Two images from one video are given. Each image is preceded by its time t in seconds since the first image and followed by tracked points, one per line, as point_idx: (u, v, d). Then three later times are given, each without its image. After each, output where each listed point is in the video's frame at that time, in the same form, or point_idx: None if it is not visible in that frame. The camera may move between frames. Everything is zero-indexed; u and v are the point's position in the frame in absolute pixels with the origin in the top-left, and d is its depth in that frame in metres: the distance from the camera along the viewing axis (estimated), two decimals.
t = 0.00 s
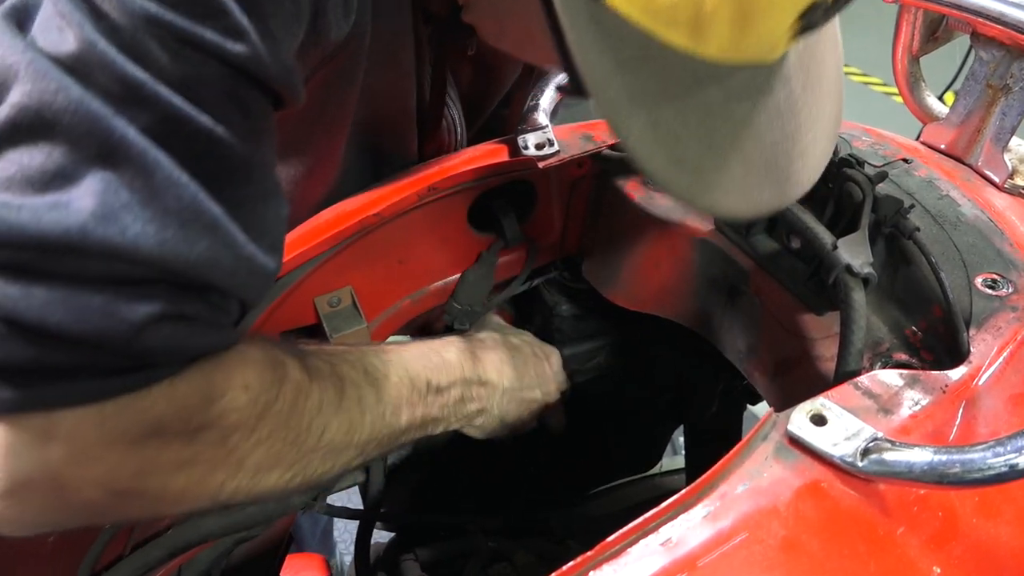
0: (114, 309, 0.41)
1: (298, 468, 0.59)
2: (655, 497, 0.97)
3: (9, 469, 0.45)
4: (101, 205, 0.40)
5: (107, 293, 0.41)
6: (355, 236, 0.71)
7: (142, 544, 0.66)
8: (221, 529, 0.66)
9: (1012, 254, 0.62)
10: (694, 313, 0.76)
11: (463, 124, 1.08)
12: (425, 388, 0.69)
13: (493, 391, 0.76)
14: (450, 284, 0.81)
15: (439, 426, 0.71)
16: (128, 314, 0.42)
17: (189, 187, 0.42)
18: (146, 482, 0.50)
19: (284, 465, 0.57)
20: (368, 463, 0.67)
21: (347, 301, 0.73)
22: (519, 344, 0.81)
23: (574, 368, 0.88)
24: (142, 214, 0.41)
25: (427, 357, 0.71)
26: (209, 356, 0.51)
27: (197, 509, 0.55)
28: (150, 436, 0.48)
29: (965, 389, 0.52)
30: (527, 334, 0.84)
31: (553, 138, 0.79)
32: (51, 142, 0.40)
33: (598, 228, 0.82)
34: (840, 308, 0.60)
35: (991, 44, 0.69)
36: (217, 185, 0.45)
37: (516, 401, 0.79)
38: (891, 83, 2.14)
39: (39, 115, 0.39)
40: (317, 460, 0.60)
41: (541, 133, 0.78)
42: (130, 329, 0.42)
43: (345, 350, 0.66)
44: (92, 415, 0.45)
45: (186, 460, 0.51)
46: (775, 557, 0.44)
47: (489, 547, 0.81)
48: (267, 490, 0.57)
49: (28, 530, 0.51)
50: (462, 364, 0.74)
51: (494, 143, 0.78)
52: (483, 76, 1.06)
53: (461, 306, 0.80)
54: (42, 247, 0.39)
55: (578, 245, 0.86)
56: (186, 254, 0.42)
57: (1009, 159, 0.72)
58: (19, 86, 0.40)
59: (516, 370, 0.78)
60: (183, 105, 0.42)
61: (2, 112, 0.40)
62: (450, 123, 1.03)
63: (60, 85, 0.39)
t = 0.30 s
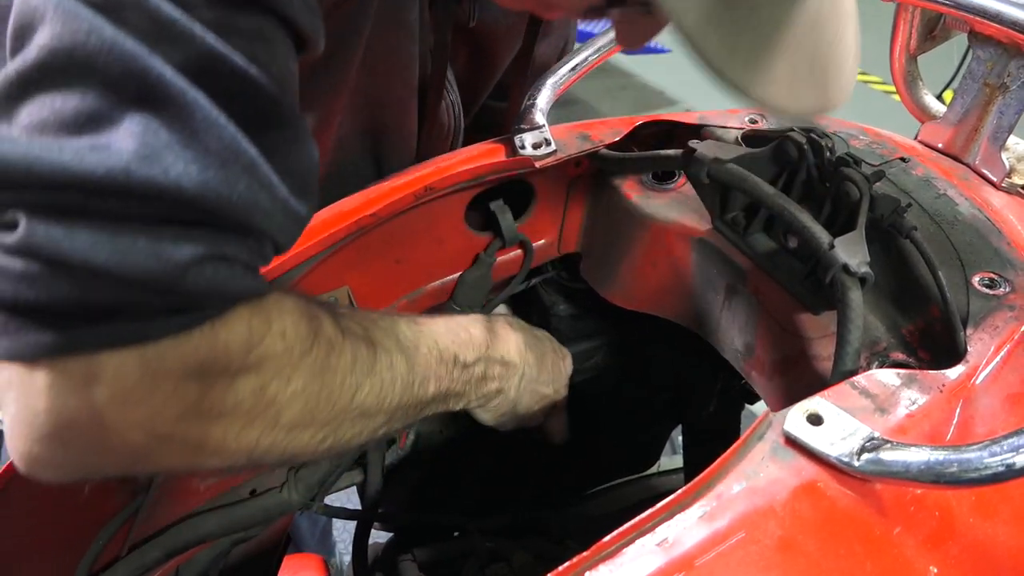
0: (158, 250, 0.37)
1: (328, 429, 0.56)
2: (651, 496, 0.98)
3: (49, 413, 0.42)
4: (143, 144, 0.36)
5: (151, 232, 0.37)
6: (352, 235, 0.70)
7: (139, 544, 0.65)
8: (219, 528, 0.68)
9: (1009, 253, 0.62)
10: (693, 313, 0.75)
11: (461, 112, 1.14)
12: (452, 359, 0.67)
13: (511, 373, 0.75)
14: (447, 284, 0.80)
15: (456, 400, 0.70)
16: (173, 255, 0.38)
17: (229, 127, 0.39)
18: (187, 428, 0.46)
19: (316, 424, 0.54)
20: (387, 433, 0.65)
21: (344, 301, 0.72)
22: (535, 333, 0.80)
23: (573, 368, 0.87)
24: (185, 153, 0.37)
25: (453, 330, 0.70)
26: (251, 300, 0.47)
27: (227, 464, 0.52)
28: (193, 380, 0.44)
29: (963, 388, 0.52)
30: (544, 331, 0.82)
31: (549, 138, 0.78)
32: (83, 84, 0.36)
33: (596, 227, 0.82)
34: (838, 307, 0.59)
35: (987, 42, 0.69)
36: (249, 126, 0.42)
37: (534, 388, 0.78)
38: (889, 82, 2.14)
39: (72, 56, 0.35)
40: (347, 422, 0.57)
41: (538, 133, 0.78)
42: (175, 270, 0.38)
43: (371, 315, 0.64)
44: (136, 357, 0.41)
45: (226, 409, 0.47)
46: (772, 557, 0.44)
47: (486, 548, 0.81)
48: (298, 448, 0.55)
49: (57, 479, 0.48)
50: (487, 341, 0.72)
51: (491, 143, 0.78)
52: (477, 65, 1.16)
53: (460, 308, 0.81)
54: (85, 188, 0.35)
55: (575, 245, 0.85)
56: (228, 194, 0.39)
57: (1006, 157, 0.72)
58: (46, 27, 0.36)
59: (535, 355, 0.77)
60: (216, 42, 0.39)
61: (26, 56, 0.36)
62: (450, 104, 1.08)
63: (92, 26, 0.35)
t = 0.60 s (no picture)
0: (146, 202, 0.39)
1: (309, 409, 0.56)
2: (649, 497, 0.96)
3: (34, 362, 0.42)
4: (135, 97, 0.38)
5: (139, 184, 0.39)
6: (350, 236, 0.70)
7: (138, 546, 0.65)
8: (217, 528, 0.68)
9: (1009, 252, 0.62)
10: (692, 313, 0.75)
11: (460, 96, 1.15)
12: (444, 358, 0.67)
13: (501, 377, 0.75)
14: (446, 283, 0.80)
15: (442, 397, 0.70)
16: (160, 207, 0.40)
17: (221, 84, 0.40)
18: (171, 388, 0.47)
19: (298, 402, 0.55)
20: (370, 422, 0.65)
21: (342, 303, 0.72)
22: (534, 339, 0.79)
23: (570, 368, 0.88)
24: (176, 108, 0.39)
25: (450, 326, 0.70)
26: (238, 266, 0.48)
27: (207, 433, 0.52)
28: (180, 339, 0.45)
29: (963, 389, 0.52)
30: (541, 337, 0.82)
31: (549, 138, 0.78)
32: (80, 35, 0.38)
33: (594, 225, 0.82)
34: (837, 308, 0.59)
35: (988, 42, 0.69)
36: (249, 88, 0.44)
37: (521, 393, 0.78)
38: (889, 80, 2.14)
39: (67, 8, 0.38)
40: (329, 405, 0.58)
41: (536, 133, 0.77)
42: (162, 222, 0.40)
43: (370, 302, 0.64)
44: (123, 309, 0.42)
45: (211, 372, 0.48)
46: (770, 559, 0.44)
47: (484, 548, 0.81)
48: (279, 425, 0.55)
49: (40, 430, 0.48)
50: (482, 341, 0.72)
51: (490, 142, 0.78)
52: (475, 50, 1.13)
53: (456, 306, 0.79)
54: (76, 138, 0.37)
55: (575, 245, 0.85)
56: (218, 150, 0.40)
57: (1007, 157, 0.72)
58: None
59: (529, 364, 0.77)
60: None
61: (24, 6, 0.38)
62: (449, 92, 1.06)
63: None
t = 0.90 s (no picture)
0: (122, 215, 0.39)
1: (293, 414, 0.57)
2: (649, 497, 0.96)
3: (10, 374, 0.42)
4: (111, 110, 0.38)
5: (115, 196, 0.39)
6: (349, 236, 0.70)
7: (135, 547, 0.65)
8: (215, 530, 0.67)
9: (1009, 253, 0.62)
10: (691, 313, 0.75)
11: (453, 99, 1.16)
12: (433, 360, 0.67)
13: (492, 377, 0.75)
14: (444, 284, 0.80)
15: (431, 398, 0.71)
16: (136, 219, 0.40)
17: (199, 96, 0.40)
18: (150, 398, 0.48)
19: (281, 408, 0.56)
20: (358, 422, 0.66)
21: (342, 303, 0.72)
22: (528, 338, 0.79)
23: (570, 369, 0.89)
24: (152, 122, 0.39)
25: (440, 328, 0.69)
26: (218, 276, 0.48)
27: (191, 437, 0.53)
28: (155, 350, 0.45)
29: (963, 390, 0.51)
30: (534, 333, 0.81)
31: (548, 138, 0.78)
32: (55, 47, 0.38)
33: (594, 226, 0.81)
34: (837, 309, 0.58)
35: (988, 42, 0.69)
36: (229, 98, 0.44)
37: (512, 391, 0.78)
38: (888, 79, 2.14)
39: (44, 19, 0.37)
40: (314, 410, 0.58)
41: (535, 133, 0.77)
42: (138, 235, 0.40)
43: (357, 306, 0.64)
44: (99, 322, 0.42)
45: (189, 382, 0.49)
46: (770, 561, 0.44)
47: (484, 548, 0.81)
48: (262, 429, 0.56)
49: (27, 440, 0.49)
50: (472, 342, 0.72)
51: (490, 142, 0.78)
52: (468, 53, 1.13)
53: (450, 303, 0.79)
54: (51, 151, 0.36)
55: (575, 245, 0.84)
56: (194, 163, 0.40)
57: (1007, 156, 0.72)
58: None
59: (521, 363, 0.77)
60: (192, 10, 0.41)
61: None
62: (440, 96, 1.05)
63: None
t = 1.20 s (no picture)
0: (112, 244, 0.39)
1: (290, 422, 0.57)
2: (648, 497, 0.96)
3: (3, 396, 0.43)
4: (101, 139, 0.37)
5: (105, 223, 0.39)
6: (347, 236, 0.70)
7: (134, 548, 0.65)
8: (215, 530, 0.68)
9: (1009, 252, 0.62)
10: (691, 313, 0.74)
11: (452, 102, 1.15)
12: (427, 362, 0.67)
13: (487, 373, 0.75)
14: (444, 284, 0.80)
15: (428, 397, 0.71)
16: (126, 247, 0.39)
17: (190, 124, 0.40)
18: (144, 417, 0.48)
19: (277, 418, 0.56)
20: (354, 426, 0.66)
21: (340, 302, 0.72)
22: (524, 335, 0.79)
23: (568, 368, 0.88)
24: (144, 151, 0.38)
25: (434, 328, 0.69)
26: (207, 294, 0.48)
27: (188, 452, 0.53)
28: (148, 372, 0.45)
29: (962, 390, 0.51)
30: (529, 329, 0.82)
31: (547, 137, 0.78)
32: (45, 73, 0.36)
33: (593, 226, 0.81)
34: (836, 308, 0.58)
35: (988, 41, 0.69)
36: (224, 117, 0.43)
37: (510, 386, 0.78)
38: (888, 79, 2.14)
39: (33, 46, 0.36)
40: (310, 419, 0.58)
41: (535, 132, 0.77)
42: (128, 263, 0.39)
43: (351, 314, 0.64)
44: (92, 347, 0.42)
45: (183, 401, 0.49)
46: (769, 561, 0.44)
47: (483, 549, 0.81)
48: (260, 439, 0.56)
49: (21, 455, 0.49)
50: (466, 341, 0.72)
51: (487, 142, 0.78)
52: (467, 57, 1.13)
53: (446, 302, 0.80)
54: (38, 180, 0.36)
55: (575, 244, 0.84)
56: (186, 192, 0.40)
57: (1006, 155, 0.72)
58: (13, 13, 0.36)
59: (516, 356, 0.77)
60: (184, 36, 0.39)
61: None
62: (440, 100, 1.05)
63: (54, 18, 0.36)
